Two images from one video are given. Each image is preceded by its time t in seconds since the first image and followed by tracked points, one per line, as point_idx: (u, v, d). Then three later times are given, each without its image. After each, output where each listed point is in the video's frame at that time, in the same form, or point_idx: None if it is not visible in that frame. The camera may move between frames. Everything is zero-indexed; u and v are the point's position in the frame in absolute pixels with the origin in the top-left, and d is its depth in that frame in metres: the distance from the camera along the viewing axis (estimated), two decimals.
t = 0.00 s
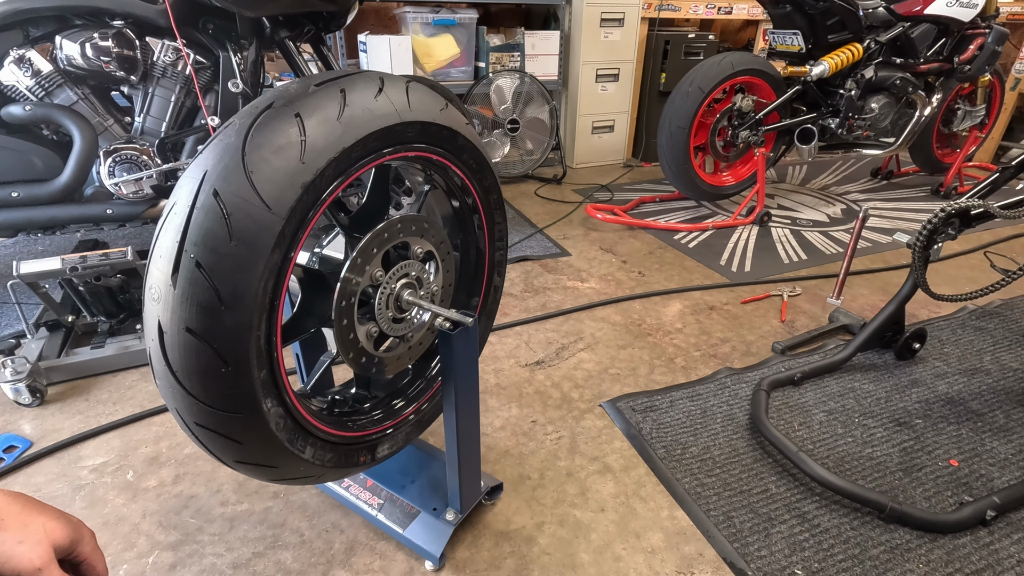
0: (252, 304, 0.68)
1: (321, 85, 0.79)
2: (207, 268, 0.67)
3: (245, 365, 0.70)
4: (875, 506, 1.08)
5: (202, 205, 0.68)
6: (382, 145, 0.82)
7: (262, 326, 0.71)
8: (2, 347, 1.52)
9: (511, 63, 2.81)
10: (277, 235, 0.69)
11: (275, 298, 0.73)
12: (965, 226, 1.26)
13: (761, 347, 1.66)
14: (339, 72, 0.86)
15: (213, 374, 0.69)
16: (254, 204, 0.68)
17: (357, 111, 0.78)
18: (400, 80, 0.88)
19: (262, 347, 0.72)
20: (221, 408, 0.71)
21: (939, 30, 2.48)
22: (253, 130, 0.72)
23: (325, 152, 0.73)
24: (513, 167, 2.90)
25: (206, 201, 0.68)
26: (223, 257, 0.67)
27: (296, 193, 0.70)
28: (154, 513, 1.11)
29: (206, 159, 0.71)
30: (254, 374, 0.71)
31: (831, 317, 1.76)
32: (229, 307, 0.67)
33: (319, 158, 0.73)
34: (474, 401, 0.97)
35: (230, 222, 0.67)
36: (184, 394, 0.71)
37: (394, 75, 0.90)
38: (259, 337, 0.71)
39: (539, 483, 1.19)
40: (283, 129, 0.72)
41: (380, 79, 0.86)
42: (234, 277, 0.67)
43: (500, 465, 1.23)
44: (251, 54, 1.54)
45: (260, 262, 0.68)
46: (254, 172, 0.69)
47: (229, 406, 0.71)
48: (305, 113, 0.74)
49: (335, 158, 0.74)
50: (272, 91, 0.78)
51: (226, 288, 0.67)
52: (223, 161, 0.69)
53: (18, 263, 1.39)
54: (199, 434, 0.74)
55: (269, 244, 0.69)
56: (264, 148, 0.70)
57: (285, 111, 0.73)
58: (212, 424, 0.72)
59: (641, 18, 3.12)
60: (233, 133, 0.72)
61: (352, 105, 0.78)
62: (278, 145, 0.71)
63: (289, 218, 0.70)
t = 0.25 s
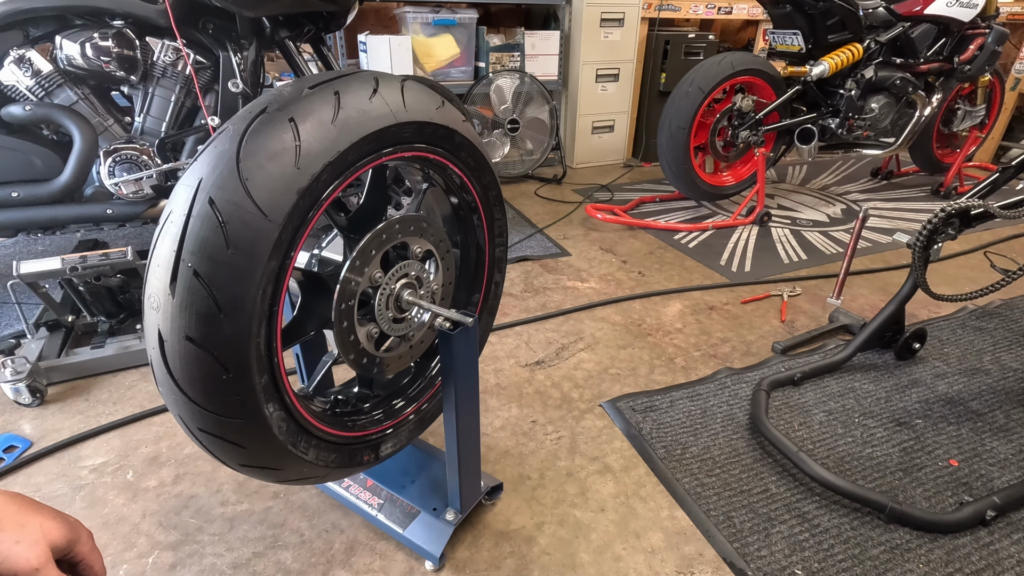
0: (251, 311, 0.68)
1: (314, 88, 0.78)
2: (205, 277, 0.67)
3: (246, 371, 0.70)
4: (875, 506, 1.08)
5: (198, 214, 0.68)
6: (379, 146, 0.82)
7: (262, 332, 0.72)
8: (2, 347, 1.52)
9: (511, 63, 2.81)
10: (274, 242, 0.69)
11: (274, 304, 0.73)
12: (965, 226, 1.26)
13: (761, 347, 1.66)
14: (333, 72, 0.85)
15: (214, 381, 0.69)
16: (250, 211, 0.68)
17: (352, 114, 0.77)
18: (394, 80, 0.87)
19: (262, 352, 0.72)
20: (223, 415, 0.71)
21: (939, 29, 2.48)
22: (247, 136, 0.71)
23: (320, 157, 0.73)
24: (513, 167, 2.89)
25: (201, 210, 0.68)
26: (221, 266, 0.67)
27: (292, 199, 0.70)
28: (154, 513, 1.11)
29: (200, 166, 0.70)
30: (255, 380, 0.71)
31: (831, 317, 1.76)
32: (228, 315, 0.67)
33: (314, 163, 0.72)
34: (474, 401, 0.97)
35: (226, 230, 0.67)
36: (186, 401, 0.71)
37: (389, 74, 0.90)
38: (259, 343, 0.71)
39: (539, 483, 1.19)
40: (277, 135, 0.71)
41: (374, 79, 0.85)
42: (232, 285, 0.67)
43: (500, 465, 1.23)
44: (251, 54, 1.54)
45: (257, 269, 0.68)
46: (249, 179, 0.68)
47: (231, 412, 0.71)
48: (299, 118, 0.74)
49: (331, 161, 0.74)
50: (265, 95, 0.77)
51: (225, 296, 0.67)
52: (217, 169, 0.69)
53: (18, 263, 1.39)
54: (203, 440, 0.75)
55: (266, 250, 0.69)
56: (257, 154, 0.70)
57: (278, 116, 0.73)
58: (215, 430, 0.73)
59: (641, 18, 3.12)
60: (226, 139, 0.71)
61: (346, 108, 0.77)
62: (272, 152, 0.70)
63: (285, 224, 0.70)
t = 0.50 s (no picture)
0: (249, 318, 0.68)
1: (307, 91, 0.77)
2: (202, 286, 0.67)
3: (247, 378, 0.70)
4: (875, 506, 1.08)
5: (194, 223, 0.67)
6: (375, 147, 0.81)
7: (261, 337, 0.72)
8: (2, 347, 1.52)
9: (511, 63, 2.81)
10: (272, 249, 0.69)
11: (273, 309, 0.73)
12: (965, 226, 1.26)
13: (761, 347, 1.66)
14: (327, 73, 0.84)
15: (216, 389, 0.69)
16: (245, 219, 0.68)
17: (346, 117, 0.77)
18: (389, 80, 0.86)
19: (262, 357, 0.73)
20: (226, 421, 0.72)
21: (939, 29, 2.48)
22: (240, 143, 0.71)
23: (315, 162, 0.72)
24: (513, 167, 2.89)
25: (197, 218, 0.67)
26: (218, 275, 0.67)
27: (288, 206, 0.70)
28: (154, 513, 1.11)
29: (195, 174, 0.70)
30: (256, 386, 0.72)
31: (831, 317, 1.76)
32: (227, 323, 0.67)
33: (309, 168, 0.72)
34: (474, 401, 0.97)
35: (222, 239, 0.67)
36: (189, 408, 0.72)
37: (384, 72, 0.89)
38: (259, 349, 0.72)
39: (539, 483, 1.19)
40: (271, 141, 0.71)
41: (368, 80, 0.84)
42: (231, 293, 0.67)
43: (500, 465, 1.23)
44: (251, 54, 1.54)
45: (255, 276, 0.68)
46: (244, 187, 0.68)
47: (233, 418, 0.72)
48: (293, 122, 0.73)
49: (326, 166, 0.73)
50: (258, 99, 0.76)
51: (223, 305, 0.67)
52: (212, 176, 0.69)
53: (18, 263, 1.39)
54: (208, 445, 0.75)
55: (263, 258, 0.68)
56: (252, 161, 0.69)
57: (271, 121, 0.72)
58: (219, 435, 0.73)
59: (641, 18, 3.12)
60: (220, 147, 0.71)
61: (340, 111, 0.77)
62: (267, 159, 0.70)
63: (282, 231, 0.70)
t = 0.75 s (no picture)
0: (248, 326, 0.68)
1: (300, 93, 0.77)
2: (200, 296, 0.67)
3: (248, 385, 0.71)
4: (875, 506, 1.08)
5: (190, 232, 0.67)
6: (371, 149, 0.81)
7: (261, 344, 0.72)
8: (2, 347, 1.52)
9: (511, 63, 2.81)
10: (269, 256, 0.69)
11: (272, 314, 0.73)
12: (965, 226, 1.26)
13: (761, 347, 1.66)
14: (321, 74, 0.83)
15: (217, 396, 0.70)
16: (241, 228, 0.67)
17: (341, 120, 0.76)
18: (383, 80, 0.86)
19: (262, 364, 0.73)
20: (228, 427, 0.72)
21: (939, 30, 2.48)
22: (234, 150, 0.70)
23: (309, 167, 0.72)
24: (513, 167, 2.89)
25: (193, 228, 0.67)
26: (216, 284, 0.66)
27: (284, 212, 0.70)
28: (154, 513, 1.11)
29: (189, 182, 0.70)
30: (257, 392, 0.72)
31: (831, 317, 1.76)
32: (227, 331, 0.68)
33: (304, 173, 0.71)
34: (474, 401, 0.97)
35: (219, 248, 0.67)
36: (192, 416, 0.72)
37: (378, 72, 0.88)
38: (259, 356, 0.72)
39: (539, 483, 1.19)
40: (264, 147, 0.70)
41: (362, 81, 0.83)
42: (229, 302, 0.67)
43: (500, 465, 1.23)
44: (251, 54, 1.54)
45: (253, 284, 0.68)
46: (239, 195, 0.68)
47: (236, 424, 0.72)
48: (286, 127, 0.72)
49: (321, 170, 0.73)
50: (251, 104, 0.76)
51: (222, 313, 0.67)
52: (207, 185, 0.68)
53: (18, 262, 1.39)
54: (212, 451, 0.76)
55: (261, 265, 0.68)
56: (246, 169, 0.69)
57: (264, 127, 0.72)
58: (222, 441, 0.74)
59: (641, 18, 3.12)
60: (213, 154, 0.70)
61: (334, 114, 0.76)
62: (261, 165, 0.69)
63: (279, 238, 0.70)
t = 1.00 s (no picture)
0: (248, 333, 0.69)
1: (293, 98, 0.76)
2: (199, 305, 0.67)
3: (250, 391, 0.71)
4: (876, 506, 1.08)
5: (186, 242, 0.67)
6: (367, 151, 0.80)
7: (261, 350, 0.72)
8: (2, 347, 1.52)
9: (511, 63, 2.81)
10: (266, 264, 0.69)
11: (271, 320, 0.73)
12: (964, 226, 1.26)
13: (761, 347, 1.66)
14: (314, 77, 0.83)
15: (219, 404, 0.70)
16: (237, 236, 0.67)
17: (335, 124, 0.76)
18: (377, 81, 0.85)
19: (263, 369, 0.73)
20: (232, 432, 0.72)
21: (939, 30, 2.48)
22: (227, 158, 0.70)
23: (304, 174, 0.71)
24: (513, 167, 2.89)
25: (189, 237, 0.67)
26: (214, 293, 0.67)
27: (280, 220, 0.70)
28: (154, 513, 1.11)
29: (185, 192, 0.70)
30: (259, 398, 0.72)
31: (831, 317, 1.76)
32: (226, 340, 0.68)
33: (299, 179, 0.71)
34: (474, 401, 0.97)
35: (216, 257, 0.67)
36: (195, 423, 0.72)
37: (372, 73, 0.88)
38: (260, 362, 0.72)
39: (539, 483, 1.19)
40: (258, 154, 0.70)
41: (356, 82, 0.83)
42: (227, 310, 0.67)
43: (500, 464, 1.23)
44: (251, 54, 1.54)
45: (251, 292, 0.68)
46: (235, 204, 0.68)
47: (239, 430, 0.72)
48: (279, 134, 0.72)
49: (317, 175, 0.73)
50: (244, 110, 0.75)
51: (221, 322, 0.67)
52: (202, 194, 0.68)
53: (18, 262, 1.39)
54: (217, 456, 0.76)
55: (259, 273, 0.68)
56: (240, 177, 0.68)
57: (257, 133, 0.71)
58: (226, 446, 0.74)
59: (641, 18, 3.12)
60: (207, 163, 0.70)
61: (328, 118, 0.76)
62: (255, 173, 0.69)
63: (275, 245, 0.70)
